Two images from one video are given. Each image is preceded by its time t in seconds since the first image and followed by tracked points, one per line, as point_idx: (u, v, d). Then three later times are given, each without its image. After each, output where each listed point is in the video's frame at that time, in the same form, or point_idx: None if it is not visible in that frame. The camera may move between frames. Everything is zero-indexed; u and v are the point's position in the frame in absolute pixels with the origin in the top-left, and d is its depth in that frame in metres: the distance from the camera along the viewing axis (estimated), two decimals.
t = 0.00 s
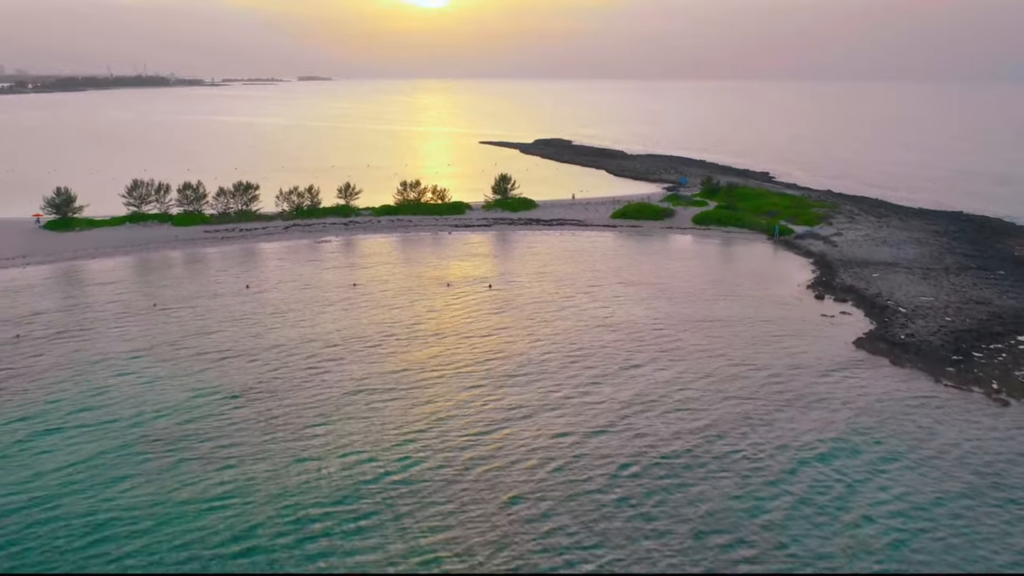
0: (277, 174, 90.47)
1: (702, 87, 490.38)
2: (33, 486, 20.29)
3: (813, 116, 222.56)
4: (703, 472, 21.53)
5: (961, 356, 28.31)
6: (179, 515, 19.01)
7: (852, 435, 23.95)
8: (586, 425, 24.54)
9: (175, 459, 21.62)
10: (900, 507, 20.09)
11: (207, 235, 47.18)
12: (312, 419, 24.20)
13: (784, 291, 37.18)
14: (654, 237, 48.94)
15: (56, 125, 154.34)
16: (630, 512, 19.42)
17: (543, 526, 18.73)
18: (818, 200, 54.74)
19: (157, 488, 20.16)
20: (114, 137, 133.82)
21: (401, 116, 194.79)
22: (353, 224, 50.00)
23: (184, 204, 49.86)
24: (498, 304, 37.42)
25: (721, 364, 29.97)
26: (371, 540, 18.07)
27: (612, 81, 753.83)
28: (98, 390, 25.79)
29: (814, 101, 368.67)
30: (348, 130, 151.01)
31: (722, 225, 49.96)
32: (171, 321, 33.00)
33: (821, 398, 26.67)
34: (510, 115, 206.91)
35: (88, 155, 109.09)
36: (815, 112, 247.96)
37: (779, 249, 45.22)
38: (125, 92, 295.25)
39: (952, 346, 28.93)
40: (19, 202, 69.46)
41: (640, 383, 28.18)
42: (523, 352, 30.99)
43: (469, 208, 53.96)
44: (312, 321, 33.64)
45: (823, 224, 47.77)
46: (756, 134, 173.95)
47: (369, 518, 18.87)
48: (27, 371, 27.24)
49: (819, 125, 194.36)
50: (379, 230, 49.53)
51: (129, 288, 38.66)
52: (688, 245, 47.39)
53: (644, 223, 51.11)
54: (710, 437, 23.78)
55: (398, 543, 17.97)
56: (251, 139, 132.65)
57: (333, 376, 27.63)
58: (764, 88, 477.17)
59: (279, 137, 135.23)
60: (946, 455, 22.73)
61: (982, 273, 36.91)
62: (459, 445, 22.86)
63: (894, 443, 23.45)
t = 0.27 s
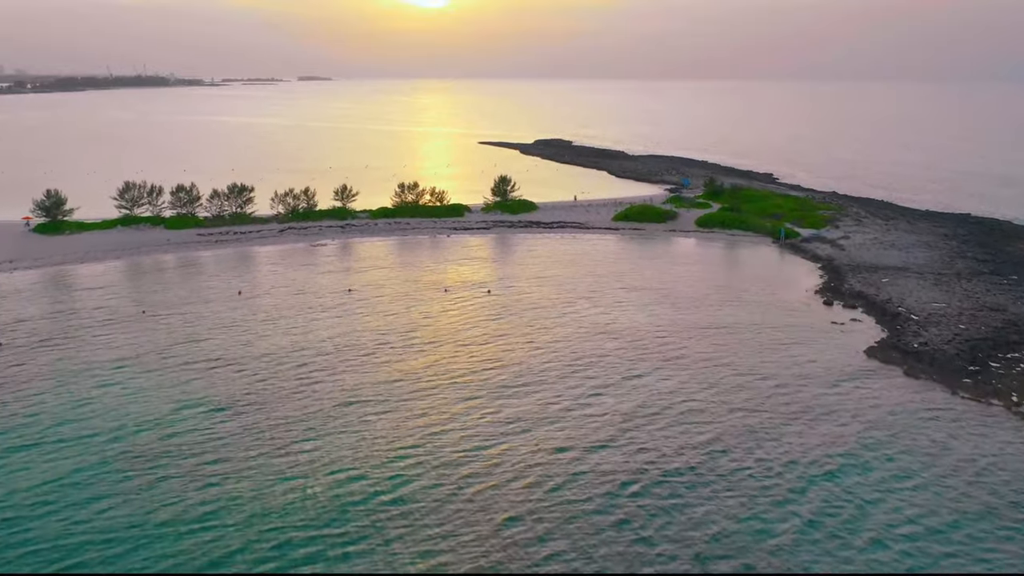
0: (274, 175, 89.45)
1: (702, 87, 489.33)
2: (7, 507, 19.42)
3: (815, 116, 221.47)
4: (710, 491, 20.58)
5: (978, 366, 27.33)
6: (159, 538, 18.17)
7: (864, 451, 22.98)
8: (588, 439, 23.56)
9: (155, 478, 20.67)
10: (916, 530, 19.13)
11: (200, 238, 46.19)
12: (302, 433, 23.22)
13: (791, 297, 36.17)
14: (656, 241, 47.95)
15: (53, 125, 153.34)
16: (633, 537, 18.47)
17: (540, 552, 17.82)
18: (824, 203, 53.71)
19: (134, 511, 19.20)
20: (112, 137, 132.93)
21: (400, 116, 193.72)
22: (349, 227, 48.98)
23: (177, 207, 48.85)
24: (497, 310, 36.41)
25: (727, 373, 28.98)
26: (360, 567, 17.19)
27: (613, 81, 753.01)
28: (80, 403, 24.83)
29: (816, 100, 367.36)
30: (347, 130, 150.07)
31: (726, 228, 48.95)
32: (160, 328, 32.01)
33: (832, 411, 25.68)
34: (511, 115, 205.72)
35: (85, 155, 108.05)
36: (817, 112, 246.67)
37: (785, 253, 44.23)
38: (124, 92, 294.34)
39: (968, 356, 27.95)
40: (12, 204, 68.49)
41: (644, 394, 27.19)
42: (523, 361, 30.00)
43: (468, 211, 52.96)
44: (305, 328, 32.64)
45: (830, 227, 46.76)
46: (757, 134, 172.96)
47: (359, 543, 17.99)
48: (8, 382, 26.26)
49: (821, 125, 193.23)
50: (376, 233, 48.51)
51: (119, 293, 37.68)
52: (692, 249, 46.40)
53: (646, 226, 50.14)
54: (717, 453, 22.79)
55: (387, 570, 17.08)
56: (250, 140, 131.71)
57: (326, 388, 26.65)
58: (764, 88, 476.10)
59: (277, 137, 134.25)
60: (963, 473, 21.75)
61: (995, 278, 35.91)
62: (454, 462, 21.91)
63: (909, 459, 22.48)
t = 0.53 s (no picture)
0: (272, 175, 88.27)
1: (703, 87, 488.04)
2: None
3: (817, 116, 220.21)
4: (718, 515, 19.49)
5: (999, 380, 26.22)
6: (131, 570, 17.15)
7: (880, 470, 21.87)
8: (589, 457, 22.45)
9: (131, 500, 19.62)
10: (938, 559, 18.03)
11: (192, 241, 45.05)
12: (289, 452, 22.13)
13: (799, 304, 35.02)
14: (659, 245, 46.81)
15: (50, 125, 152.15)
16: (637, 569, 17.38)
17: None
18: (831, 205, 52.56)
19: (106, 538, 18.16)
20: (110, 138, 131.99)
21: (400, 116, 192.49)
22: (345, 230, 47.83)
23: (169, 210, 47.69)
24: (497, 318, 35.24)
25: (735, 385, 27.85)
26: None
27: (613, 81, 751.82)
28: (57, 420, 23.72)
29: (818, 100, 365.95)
30: (346, 130, 148.96)
31: (732, 231, 47.81)
32: (146, 337, 30.86)
33: (845, 427, 24.56)
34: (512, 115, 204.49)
35: (80, 155, 106.87)
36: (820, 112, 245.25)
37: (792, 257, 43.07)
38: (123, 92, 293.42)
39: (988, 369, 26.84)
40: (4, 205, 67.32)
41: (649, 407, 26.05)
42: (523, 373, 28.86)
43: (467, 214, 51.80)
44: (297, 338, 31.46)
45: (838, 230, 45.63)
46: (759, 134, 171.76)
47: None
48: None
49: (824, 125, 191.89)
50: (373, 237, 47.31)
51: (106, 299, 36.54)
52: (696, 253, 45.26)
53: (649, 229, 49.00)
54: (726, 472, 21.67)
55: None
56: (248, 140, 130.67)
57: (316, 402, 25.51)
58: (765, 87, 474.82)
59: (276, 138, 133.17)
60: (985, 495, 20.64)
61: (1011, 285, 34.80)
62: (447, 483, 20.84)
63: (927, 480, 21.37)
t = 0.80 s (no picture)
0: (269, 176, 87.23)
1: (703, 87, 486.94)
2: None
3: (819, 116, 219.12)
4: (725, 539, 18.55)
5: (1018, 393, 25.27)
6: None
7: (894, 490, 20.90)
8: (590, 474, 21.53)
9: (106, 523, 18.76)
10: None
11: (184, 245, 44.01)
12: (273, 469, 21.23)
13: (807, 310, 34.04)
14: (662, 248, 45.79)
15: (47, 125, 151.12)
16: None
17: None
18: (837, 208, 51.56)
19: (76, 567, 17.30)
20: (100, 138, 130.16)
21: (399, 116, 191.43)
22: (341, 234, 46.80)
23: (161, 213, 46.67)
24: (495, 325, 34.26)
25: (742, 397, 26.86)
26: None
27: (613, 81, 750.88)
28: (35, 437, 22.76)
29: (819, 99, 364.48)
30: (345, 130, 147.95)
31: (736, 234, 46.79)
32: (133, 346, 29.86)
33: (857, 442, 23.58)
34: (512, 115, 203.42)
35: (76, 155, 105.83)
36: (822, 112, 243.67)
37: (798, 261, 42.10)
38: (123, 92, 292.46)
39: (1006, 381, 25.89)
40: None
41: (653, 420, 25.08)
42: (523, 383, 27.87)
43: (466, 216, 50.78)
44: (288, 346, 30.44)
45: (845, 233, 44.63)
46: (760, 134, 170.70)
47: None
48: None
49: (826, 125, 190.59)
50: (370, 241, 46.28)
51: (94, 305, 35.54)
52: (699, 257, 44.25)
53: (651, 232, 48.03)
54: (733, 492, 20.69)
55: None
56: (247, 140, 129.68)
57: (306, 415, 24.56)
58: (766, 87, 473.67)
59: (275, 138, 132.12)
60: (1005, 517, 19.67)
61: None
62: (438, 502, 19.91)
63: (944, 500, 20.40)
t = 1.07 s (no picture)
0: (266, 176, 86.14)
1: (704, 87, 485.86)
2: None
3: (821, 116, 218.05)
4: (733, 566, 17.61)
5: None
6: None
7: (910, 510, 19.95)
8: (591, 493, 20.55)
9: (81, 547, 17.86)
10: None
11: (176, 249, 42.96)
12: (259, 489, 20.26)
13: (815, 318, 33.05)
14: (665, 252, 44.77)
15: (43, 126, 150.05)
16: None
17: None
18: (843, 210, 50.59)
19: None
20: (97, 138, 129.06)
21: (399, 116, 190.37)
22: (337, 237, 45.80)
23: (152, 215, 45.64)
24: (494, 332, 33.23)
25: (750, 409, 25.87)
26: None
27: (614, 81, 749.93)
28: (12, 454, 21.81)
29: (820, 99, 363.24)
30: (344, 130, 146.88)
31: (741, 237, 45.80)
32: (119, 356, 28.87)
33: (871, 459, 22.61)
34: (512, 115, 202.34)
35: (71, 155, 104.78)
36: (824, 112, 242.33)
37: (804, 265, 41.10)
38: (122, 92, 291.54)
39: None
40: None
41: (658, 434, 24.08)
42: (522, 394, 26.86)
43: (464, 219, 49.73)
44: (280, 356, 29.42)
45: (852, 237, 43.65)
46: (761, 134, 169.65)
47: None
48: None
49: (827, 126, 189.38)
50: (366, 244, 45.25)
51: (80, 310, 34.54)
52: (703, 261, 43.26)
53: (654, 235, 47.01)
54: (742, 513, 19.73)
55: None
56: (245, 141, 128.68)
57: (296, 430, 23.58)
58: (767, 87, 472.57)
59: (273, 137, 131.06)
60: None
61: None
62: (430, 525, 18.95)
63: (963, 522, 19.45)
